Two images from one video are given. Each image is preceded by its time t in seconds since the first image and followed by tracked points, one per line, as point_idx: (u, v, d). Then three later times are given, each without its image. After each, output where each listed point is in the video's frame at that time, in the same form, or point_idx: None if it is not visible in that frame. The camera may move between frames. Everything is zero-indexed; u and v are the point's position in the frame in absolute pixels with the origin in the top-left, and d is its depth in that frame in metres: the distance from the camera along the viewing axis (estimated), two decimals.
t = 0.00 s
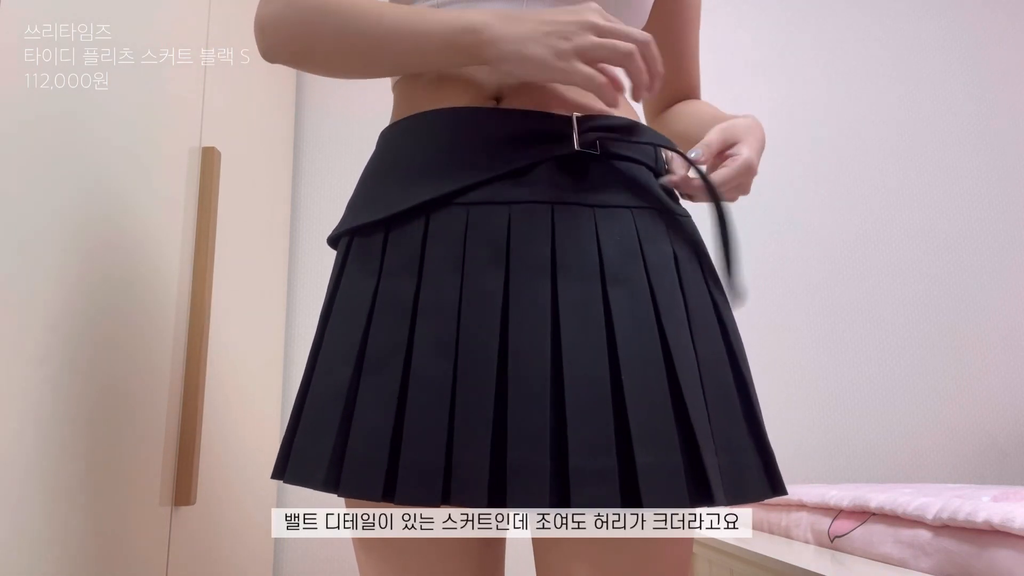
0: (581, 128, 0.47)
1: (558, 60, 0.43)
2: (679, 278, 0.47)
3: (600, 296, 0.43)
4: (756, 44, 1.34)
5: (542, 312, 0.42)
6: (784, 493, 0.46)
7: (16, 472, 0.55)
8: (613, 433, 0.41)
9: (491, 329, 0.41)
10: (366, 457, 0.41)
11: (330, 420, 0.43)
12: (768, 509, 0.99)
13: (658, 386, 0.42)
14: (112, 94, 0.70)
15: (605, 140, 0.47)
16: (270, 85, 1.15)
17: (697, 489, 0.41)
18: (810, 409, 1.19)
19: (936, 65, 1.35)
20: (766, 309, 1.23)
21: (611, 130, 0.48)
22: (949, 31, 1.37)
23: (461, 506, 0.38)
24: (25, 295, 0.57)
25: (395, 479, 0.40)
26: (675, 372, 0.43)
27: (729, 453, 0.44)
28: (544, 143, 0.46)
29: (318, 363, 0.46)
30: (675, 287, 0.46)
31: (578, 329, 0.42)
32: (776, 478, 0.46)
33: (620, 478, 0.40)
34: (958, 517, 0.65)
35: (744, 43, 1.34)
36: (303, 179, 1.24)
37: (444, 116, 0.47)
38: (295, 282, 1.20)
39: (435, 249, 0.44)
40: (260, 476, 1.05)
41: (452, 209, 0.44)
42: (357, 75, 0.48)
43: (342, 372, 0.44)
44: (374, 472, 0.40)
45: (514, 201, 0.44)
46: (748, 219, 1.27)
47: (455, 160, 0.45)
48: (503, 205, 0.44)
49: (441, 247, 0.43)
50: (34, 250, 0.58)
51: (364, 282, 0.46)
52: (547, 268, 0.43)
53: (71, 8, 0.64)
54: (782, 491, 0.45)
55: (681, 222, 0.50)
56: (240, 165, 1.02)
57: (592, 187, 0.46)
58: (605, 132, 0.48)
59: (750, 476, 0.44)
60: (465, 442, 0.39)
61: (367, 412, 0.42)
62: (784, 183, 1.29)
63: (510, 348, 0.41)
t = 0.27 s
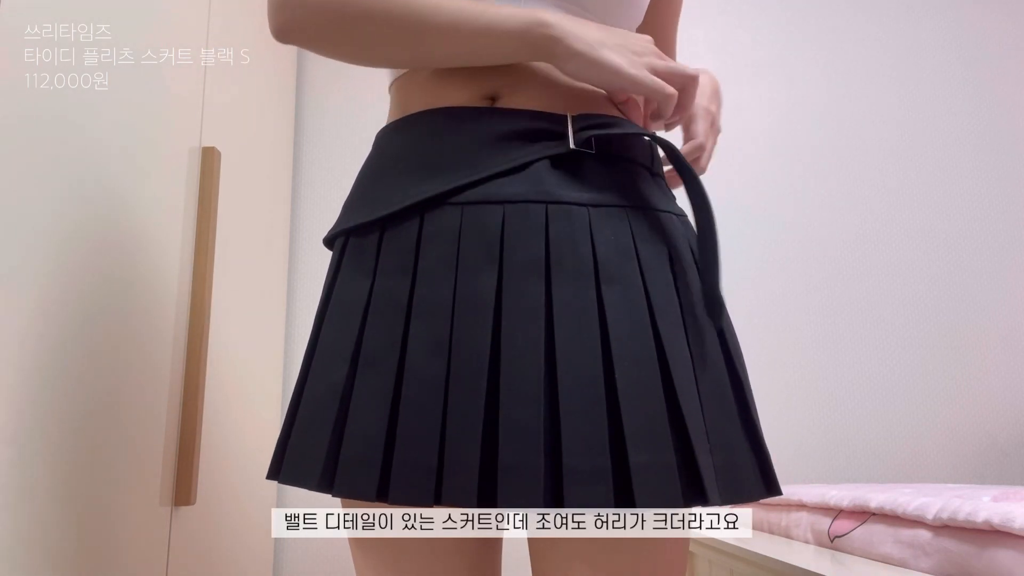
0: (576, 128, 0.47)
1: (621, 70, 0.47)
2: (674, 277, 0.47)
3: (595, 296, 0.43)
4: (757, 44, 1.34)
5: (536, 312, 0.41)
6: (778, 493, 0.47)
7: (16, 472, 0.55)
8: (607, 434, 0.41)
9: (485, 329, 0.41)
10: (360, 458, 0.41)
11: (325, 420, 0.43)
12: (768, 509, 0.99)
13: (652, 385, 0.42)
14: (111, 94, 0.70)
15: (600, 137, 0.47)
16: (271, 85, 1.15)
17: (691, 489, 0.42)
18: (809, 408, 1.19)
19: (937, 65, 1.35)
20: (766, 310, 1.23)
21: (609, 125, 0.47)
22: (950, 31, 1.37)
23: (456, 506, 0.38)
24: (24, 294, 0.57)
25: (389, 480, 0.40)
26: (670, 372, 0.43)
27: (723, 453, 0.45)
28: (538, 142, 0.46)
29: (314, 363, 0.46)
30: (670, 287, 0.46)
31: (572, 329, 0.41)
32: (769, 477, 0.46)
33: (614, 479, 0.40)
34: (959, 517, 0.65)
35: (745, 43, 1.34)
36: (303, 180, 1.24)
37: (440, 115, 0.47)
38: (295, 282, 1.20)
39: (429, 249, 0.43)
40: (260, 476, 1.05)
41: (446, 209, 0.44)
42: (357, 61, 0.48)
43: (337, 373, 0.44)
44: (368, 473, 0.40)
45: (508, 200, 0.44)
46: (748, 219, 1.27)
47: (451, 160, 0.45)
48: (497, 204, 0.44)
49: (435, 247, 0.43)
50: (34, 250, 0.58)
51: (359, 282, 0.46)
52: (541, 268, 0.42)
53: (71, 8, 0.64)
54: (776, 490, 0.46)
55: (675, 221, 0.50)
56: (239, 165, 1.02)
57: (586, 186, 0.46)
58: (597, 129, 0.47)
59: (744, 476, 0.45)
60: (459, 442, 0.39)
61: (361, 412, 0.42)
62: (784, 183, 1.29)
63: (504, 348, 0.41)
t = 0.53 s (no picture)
0: (577, 126, 0.46)
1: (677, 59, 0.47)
2: (674, 277, 0.47)
3: (595, 296, 0.43)
4: (756, 44, 1.34)
5: (537, 312, 0.41)
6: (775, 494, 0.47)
7: (16, 472, 0.55)
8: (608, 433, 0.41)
9: (486, 329, 0.41)
10: (361, 458, 0.40)
11: (326, 421, 0.43)
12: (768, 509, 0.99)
13: (651, 385, 0.42)
14: (111, 94, 0.70)
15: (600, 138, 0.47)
16: (270, 85, 1.15)
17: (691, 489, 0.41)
18: (809, 408, 1.19)
19: (936, 65, 1.36)
20: (766, 310, 1.23)
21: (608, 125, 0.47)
22: (950, 32, 1.37)
23: (456, 506, 0.38)
24: (24, 293, 0.57)
25: (390, 481, 0.40)
26: (670, 371, 0.43)
27: (722, 454, 0.45)
28: (538, 141, 0.46)
29: (314, 363, 0.47)
30: (669, 287, 0.46)
31: (573, 329, 0.41)
32: (767, 478, 0.46)
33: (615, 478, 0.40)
34: (959, 517, 0.65)
35: (744, 43, 1.34)
36: (303, 180, 1.24)
37: (440, 115, 0.47)
38: (294, 282, 1.20)
39: (429, 249, 0.43)
40: (260, 477, 1.05)
41: (446, 208, 0.44)
42: (384, 12, 0.44)
43: (338, 374, 0.44)
44: (369, 473, 0.40)
45: (509, 200, 0.44)
46: (748, 219, 1.27)
47: (451, 159, 0.45)
48: (497, 204, 0.44)
49: (436, 247, 0.43)
50: (34, 249, 0.58)
51: (359, 282, 0.46)
52: (541, 268, 0.43)
53: (71, 7, 0.64)
54: (773, 491, 0.46)
55: (674, 222, 0.50)
56: (239, 165, 1.02)
57: (586, 186, 0.46)
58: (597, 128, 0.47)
59: (742, 476, 0.45)
60: (460, 443, 0.39)
61: (362, 413, 0.42)
62: (784, 184, 1.29)
63: (505, 348, 0.41)
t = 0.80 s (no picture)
0: (576, 125, 0.46)
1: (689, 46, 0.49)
2: (672, 278, 0.47)
3: (593, 295, 0.43)
4: (756, 44, 1.34)
5: (535, 312, 0.41)
6: (773, 497, 0.47)
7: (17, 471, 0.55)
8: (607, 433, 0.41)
9: (483, 329, 0.41)
10: (358, 458, 0.41)
11: (323, 420, 0.43)
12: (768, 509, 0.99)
13: (649, 385, 0.42)
14: (112, 94, 0.70)
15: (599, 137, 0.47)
16: (270, 84, 1.15)
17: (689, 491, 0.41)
18: (809, 408, 1.19)
19: (937, 65, 1.35)
20: (766, 310, 1.23)
21: (606, 123, 0.47)
22: (950, 31, 1.37)
23: (453, 506, 0.38)
24: (24, 294, 0.57)
25: (387, 481, 0.40)
26: (667, 371, 0.43)
27: (719, 455, 0.44)
28: (536, 141, 0.45)
29: (312, 363, 0.47)
30: (667, 287, 0.46)
31: (571, 328, 0.41)
32: (765, 479, 0.46)
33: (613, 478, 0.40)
34: (959, 517, 0.65)
35: (744, 43, 1.34)
36: (303, 179, 1.24)
37: (437, 114, 0.47)
38: (294, 282, 1.20)
39: (427, 248, 0.43)
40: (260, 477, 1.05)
41: (444, 208, 0.44)
42: None
43: (335, 373, 0.44)
44: (366, 473, 0.40)
45: (507, 199, 0.44)
46: (749, 219, 1.27)
47: (448, 159, 0.45)
48: (496, 203, 0.44)
49: (433, 247, 0.43)
50: (33, 249, 0.58)
51: (356, 282, 0.46)
52: (539, 268, 0.43)
53: (71, 8, 0.64)
54: (771, 494, 0.46)
55: (674, 222, 0.50)
56: (240, 165, 1.02)
57: (583, 184, 0.45)
58: (595, 128, 0.47)
59: (739, 478, 0.45)
60: (456, 442, 0.39)
61: (359, 412, 0.42)
62: (784, 184, 1.29)
63: (503, 348, 0.41)
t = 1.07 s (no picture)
0: (581, 125, 0.46)
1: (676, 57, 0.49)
2: (675, 277, 0.47)
3: (596, 294, 0.43)
4: (756, 44, 1.34)
5: (537, 312, 0.41)
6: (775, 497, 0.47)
7: (16, 471, 0.55)
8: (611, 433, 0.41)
9: (487, 329, 0.41)
10: (362, 457, 0.41)
11: (326, 419, 0.43)
12: (767, 509, 0.99)
13: (653, 384, 0.42)
14: (111, 94, 0.70)
15: (604, 137, 0.47)
16: (270, 85, 1.15)
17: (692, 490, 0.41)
18: (809, 408, 1.19)
19: (938, 66, 1.36)
20: (766, 310, 1.23)
21: (611, 122, 0.47)
22: (950, 32, 1.37)
23: (456, 506, 0.38)
24: (25, 294, 0.57)
25: (390, 480, 0.40)
26: (671, 369, 0.43)
27: (721, 454, 0.44)
28: (539, 140, 0.45)
29: (315, 363, 0.47)
30: (671, 286, 0.46)
31: (575, 327, 0.41)
32: (768, 480, 0.46)
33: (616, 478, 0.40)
34: (959, 517, 0.65)
35: (743, 43, 1.34)
36: (303, 179, 1.24)
37: (440, 115, 0.47)
38: (294, 282, 1.20)
39: (430, 248, 0.44)
40: (260, 477, 1.05)
41: (447, 208, 0.44)
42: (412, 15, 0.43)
43: (338, 373, 0.44)
44: (370, 472, 0.40)
45: (511, 199, 0.44)
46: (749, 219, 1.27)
47: (452, 159, 0.45)
48: (499, 203, 0.44)
49: (436, 247, 0.43)
50: (33, 250, 0.58)
51: (360, 281, 0.46)
52: (542, 268, 0.42)
53: (71, 8, 0.64)
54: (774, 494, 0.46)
55: (677, 223, 0.50)
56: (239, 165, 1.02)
57: (586, 184, 0.45)
58: (600, 128, 0.47)
59: (742, 478, 0.45)
60: (460, 441, 0.39)
61: (363, 411, 0.42)
62: (784, 184, 1.29)
63: (507, 347, 0.41)
